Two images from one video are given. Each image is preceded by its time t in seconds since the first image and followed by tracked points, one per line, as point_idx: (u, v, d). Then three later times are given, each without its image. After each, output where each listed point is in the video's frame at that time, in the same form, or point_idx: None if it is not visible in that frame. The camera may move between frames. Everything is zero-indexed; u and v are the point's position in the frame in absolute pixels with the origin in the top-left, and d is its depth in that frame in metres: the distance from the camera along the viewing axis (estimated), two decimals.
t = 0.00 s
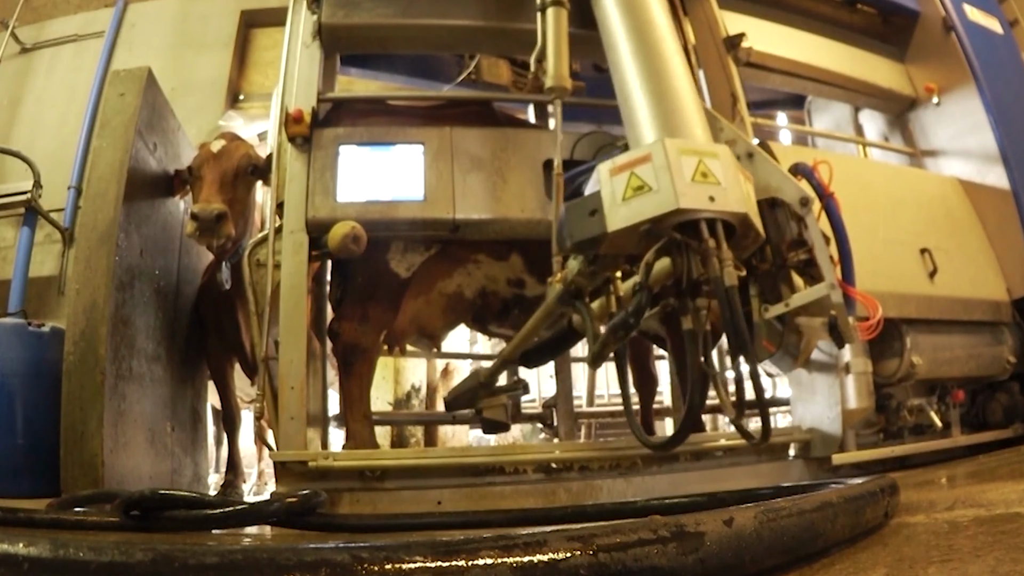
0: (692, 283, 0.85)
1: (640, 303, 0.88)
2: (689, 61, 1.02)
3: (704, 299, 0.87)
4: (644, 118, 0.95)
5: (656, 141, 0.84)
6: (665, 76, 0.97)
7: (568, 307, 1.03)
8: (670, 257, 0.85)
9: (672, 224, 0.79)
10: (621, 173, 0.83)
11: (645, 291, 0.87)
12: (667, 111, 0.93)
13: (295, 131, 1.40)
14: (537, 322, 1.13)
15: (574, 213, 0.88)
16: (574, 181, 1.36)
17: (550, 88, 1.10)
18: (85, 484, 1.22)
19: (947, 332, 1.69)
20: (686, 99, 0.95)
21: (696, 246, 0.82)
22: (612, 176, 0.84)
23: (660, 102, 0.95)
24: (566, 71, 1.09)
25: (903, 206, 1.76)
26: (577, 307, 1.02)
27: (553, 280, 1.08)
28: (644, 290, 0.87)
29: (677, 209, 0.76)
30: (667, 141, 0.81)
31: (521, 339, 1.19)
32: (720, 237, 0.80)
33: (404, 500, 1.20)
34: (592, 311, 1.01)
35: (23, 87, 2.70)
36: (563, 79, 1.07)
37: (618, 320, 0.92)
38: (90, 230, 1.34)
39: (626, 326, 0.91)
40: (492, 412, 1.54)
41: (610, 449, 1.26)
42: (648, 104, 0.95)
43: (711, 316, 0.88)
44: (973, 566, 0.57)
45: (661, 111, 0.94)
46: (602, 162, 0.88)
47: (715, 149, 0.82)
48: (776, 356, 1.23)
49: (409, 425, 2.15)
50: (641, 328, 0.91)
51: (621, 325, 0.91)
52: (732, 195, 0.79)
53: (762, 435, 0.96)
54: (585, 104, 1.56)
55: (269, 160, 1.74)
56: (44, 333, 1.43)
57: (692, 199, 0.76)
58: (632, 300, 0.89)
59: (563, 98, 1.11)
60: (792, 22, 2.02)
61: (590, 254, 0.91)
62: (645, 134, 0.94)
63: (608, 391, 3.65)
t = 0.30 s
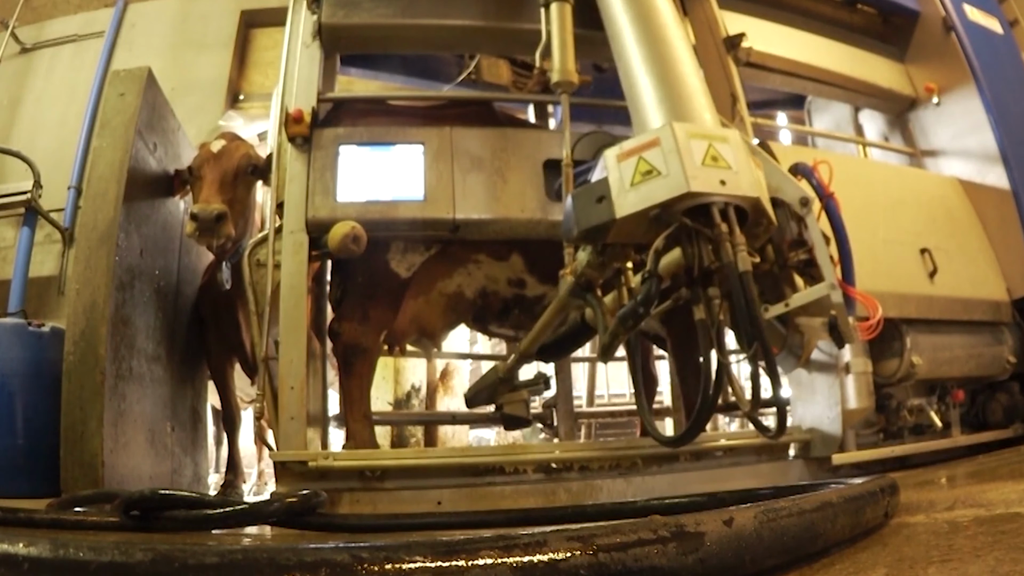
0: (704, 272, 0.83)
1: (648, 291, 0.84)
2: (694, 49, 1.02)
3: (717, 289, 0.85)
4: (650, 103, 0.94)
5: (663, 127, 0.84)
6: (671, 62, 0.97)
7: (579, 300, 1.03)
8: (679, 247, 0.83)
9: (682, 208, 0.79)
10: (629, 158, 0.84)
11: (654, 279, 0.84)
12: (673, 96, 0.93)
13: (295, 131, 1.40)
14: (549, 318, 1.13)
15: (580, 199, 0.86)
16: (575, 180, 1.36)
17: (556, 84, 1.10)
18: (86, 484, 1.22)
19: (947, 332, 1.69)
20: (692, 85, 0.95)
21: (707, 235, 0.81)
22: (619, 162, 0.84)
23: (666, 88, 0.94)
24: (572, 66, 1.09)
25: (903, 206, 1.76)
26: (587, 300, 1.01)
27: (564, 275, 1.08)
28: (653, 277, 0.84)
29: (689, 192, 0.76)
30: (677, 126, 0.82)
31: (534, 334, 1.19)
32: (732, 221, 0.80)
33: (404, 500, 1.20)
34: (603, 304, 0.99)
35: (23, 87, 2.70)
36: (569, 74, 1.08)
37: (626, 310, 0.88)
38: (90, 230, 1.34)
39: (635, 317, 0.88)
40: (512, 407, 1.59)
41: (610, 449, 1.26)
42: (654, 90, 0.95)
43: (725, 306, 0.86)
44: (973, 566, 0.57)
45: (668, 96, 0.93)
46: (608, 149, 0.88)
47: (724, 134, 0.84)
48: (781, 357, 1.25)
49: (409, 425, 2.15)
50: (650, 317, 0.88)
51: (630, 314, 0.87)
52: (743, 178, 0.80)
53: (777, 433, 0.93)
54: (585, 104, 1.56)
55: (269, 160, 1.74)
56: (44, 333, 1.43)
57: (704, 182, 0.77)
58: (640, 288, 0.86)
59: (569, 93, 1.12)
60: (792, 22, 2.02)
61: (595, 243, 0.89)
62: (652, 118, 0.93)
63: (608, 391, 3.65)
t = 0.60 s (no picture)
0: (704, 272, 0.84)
1: (649, 290, 0.84)
2: (694, 49, 1.02)
3: (717, 289, 0.85)
4: (650, 102, 0.94)
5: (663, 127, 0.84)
6: (671, 62, 0.97)
7: (579, 300, 1.03)
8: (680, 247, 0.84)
9: (682, 208, 0.79)
10: (629, 158, 0.84)
11: (654, 279, 0.84)
12: (673, 95, 0.93)
13: (295, 131, 1.40)
14: (549, 318, 1.13)
15: (580, 199, 0.86)
16: (576, 180, 1.36)
17: (557, 83, 1.11)
18: (86, 484, 1.22)
19: (947, 332, 1.69)
20: (693, 85, 0.95)
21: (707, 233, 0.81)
22: (619, 162, 0.84)
23: (666, 87, 0.94)
24: (572, 65, 1.09)
25: (903, 206, 1.76)
26: (587, 300, 1.01)
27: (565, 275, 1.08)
28: (653, 276, 0.84)
29: (689, 191, 0.76)
30: (677, 126, 0.82)
31: (535, 333, 1.19)
32: (732, 221, 0.80)
33: (404, 500, 1.20)
34: (603, 304, 0.99)
35: (23, 87, 2.70)
36: (570, 73, 1.08)
37: (626, 309, 0.88)
38: (90, 230, 1.34)
39: (635, 316, 0.87)
40: (513, 407, 1.57)
41: (610, 449, 1.26)
42: (654, 89, 0.95)
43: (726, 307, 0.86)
44: (973, 566, 0.57)
45: (668, 95, 0.93)
46: (608, 150, 0.88)
47: (724, 134, 0.84)
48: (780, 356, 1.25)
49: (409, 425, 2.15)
50: (650, 317, 0.87)
51: (630, 314, 0.87)
52: (743, 178, 0.80)
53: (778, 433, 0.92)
54: (585, 104, 1.56)
55: (269, 160, 1.74)
56: (44, 333, 1.43)
57: (704, 182, 0.77)
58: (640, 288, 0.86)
59: (570, 92, 1.12)
60: (792, 22, 2.02)
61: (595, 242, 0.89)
62: (652, 117, 0.93)
63: (608, 391, 3.66)
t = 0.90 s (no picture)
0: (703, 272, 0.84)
1: (648, 291, 0.83)
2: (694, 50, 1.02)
3: (717, 289, 0.85)
4: (650, 102, 0.94)
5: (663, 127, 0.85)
6: (671, 61, 0.97)
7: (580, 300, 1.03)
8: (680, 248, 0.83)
9: (682, 208, 0.80)
10: (629, 158, 0.84)
11: (654, 279, 0.83)
12: (673, 96, 0.93)
13: (295, 131, 1.40)
14: (549, 318, 1.13)
15: (580, 200, 0.86)
16: (576, 180, 1.36)
17: (557, 83, 1.11)
18: (86, 484, 1.22)
19: (947, 332, 1.69)
20: (692, 84, 0.95)
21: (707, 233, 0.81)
22: (619, 162, 0.84)
23: (665, 88, 0.95)
24: (572, 64, 1.09)
25: (903, 206, 1.76)
26: (587, 300, 1.01)
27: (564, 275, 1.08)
28: (654, 276, 0.83)
29: (688, 192, 0.76)
30: (677, 127, 0.82)
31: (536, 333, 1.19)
32: (731, 222, 0.80)
33: (404, 500, 1.20)
34: (603, 304, 0.99)
35: (23, 87, 2.70)
36: (569, 74, 1.08)
37: (625, 310, 0.87)
38: (90, 230, 1.34)
39: (635, 317, 0.87)
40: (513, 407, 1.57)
41: (610, 449, 1.26)
42: (654, 89, 0.95)
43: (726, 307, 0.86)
44: (973, 566, 0.57)
45: (668, 94, 0.93)
46: (608, 150, 0.88)
47: (724, 135, 0.84)
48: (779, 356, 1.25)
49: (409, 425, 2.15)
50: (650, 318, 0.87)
51: (629, 315, 0.86)
52: (743, 179, 0.80)
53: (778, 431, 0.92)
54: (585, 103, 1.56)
55: (269, 160, 1.73)
56: (44, 333, 1.43)
57: (704, 182, 0.77)
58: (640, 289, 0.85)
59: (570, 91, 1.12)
60: (791, 22, 2.02)
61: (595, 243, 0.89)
62: (652, 118, 0.93)
63: (608, 391, 3.65)
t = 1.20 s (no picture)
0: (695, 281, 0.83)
1: (640, 300, 0.84)
2: (691, 57, 1.02)
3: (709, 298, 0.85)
4: (645, 111, 0.95)
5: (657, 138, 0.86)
6: (666, 70, 0.98)
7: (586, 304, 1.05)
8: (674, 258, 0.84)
9: (674, 220, 0.81)
10: (623, 169, 0.85)
11: (645, 289, 0.84)
12: (668, 105, 0.94)
13: (295, 131, 1.40)
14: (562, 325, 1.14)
15: (576, 209, 0.88)
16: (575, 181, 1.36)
17: (561, 88, 1.10)
18: (86, 484, 1.22)
19: (947, 332, 1.69)
20: (688, 94, 0.96)
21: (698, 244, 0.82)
22: (614, 173, 0.85)
23: (661, 96, 0.95)
24: (575, 69, 1.09)
25: (903, 206, 1.76)
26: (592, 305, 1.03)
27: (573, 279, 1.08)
28: (644, 287, 0.84)
29: (681, 204, 0.77)
30: (671, 138, 0.83)
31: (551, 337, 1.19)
32: (723, 233, 0.81)
33: (404, 500, 1.20)
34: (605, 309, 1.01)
35: (23, 88, 2.70)
36: (573, 80, 1.08)
37: (618, 320, 0.88)
38: (90, 230, 1.34)
39: (627, 327, 0.87)
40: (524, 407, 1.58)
41: (610, 449, 1.26)
42: (650, 98, 0.96)
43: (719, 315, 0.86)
44: (973, 566, 0.57)
45: (663, 104, 0.94)
46: (603, 160, 0.89)
47: (717, 146, 0.84)
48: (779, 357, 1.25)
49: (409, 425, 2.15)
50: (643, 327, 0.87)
51: (621, 325, 0.87)
52: (735, 190, 0.81)
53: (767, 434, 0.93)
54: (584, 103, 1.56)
55: (269, 160, 1.73)
56: (44, 333, 1.43)
57: (696, 195, 0.78)
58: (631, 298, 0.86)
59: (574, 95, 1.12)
60: (792, 22, 2.02)
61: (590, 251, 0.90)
62: (646, 127, 0.94)
63: (608, 391, 3.65)
